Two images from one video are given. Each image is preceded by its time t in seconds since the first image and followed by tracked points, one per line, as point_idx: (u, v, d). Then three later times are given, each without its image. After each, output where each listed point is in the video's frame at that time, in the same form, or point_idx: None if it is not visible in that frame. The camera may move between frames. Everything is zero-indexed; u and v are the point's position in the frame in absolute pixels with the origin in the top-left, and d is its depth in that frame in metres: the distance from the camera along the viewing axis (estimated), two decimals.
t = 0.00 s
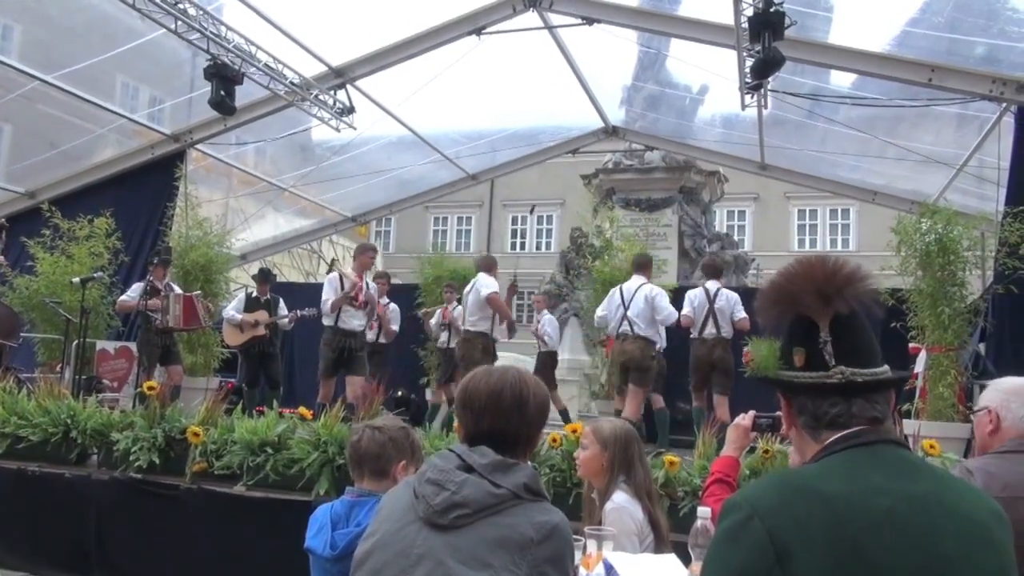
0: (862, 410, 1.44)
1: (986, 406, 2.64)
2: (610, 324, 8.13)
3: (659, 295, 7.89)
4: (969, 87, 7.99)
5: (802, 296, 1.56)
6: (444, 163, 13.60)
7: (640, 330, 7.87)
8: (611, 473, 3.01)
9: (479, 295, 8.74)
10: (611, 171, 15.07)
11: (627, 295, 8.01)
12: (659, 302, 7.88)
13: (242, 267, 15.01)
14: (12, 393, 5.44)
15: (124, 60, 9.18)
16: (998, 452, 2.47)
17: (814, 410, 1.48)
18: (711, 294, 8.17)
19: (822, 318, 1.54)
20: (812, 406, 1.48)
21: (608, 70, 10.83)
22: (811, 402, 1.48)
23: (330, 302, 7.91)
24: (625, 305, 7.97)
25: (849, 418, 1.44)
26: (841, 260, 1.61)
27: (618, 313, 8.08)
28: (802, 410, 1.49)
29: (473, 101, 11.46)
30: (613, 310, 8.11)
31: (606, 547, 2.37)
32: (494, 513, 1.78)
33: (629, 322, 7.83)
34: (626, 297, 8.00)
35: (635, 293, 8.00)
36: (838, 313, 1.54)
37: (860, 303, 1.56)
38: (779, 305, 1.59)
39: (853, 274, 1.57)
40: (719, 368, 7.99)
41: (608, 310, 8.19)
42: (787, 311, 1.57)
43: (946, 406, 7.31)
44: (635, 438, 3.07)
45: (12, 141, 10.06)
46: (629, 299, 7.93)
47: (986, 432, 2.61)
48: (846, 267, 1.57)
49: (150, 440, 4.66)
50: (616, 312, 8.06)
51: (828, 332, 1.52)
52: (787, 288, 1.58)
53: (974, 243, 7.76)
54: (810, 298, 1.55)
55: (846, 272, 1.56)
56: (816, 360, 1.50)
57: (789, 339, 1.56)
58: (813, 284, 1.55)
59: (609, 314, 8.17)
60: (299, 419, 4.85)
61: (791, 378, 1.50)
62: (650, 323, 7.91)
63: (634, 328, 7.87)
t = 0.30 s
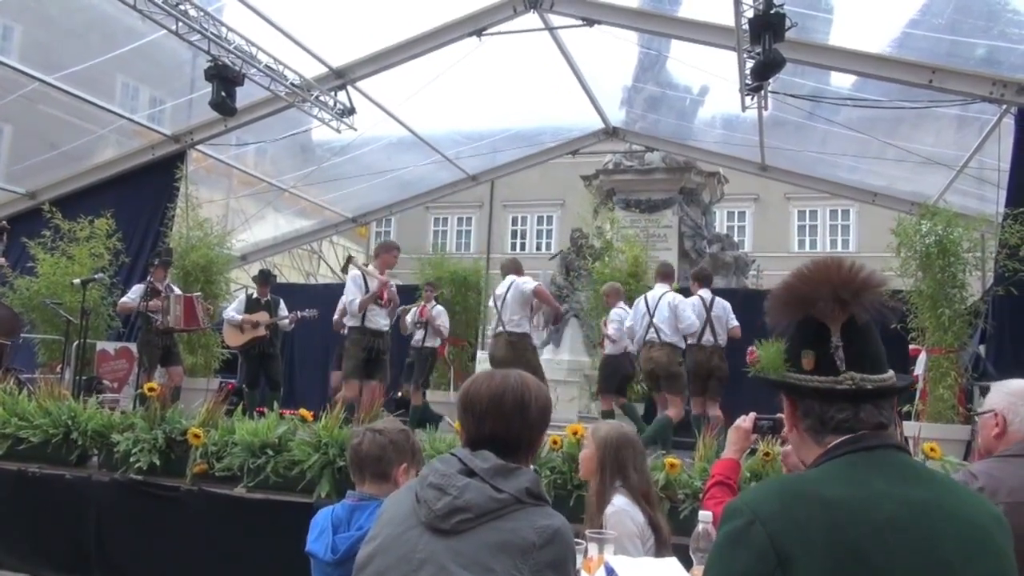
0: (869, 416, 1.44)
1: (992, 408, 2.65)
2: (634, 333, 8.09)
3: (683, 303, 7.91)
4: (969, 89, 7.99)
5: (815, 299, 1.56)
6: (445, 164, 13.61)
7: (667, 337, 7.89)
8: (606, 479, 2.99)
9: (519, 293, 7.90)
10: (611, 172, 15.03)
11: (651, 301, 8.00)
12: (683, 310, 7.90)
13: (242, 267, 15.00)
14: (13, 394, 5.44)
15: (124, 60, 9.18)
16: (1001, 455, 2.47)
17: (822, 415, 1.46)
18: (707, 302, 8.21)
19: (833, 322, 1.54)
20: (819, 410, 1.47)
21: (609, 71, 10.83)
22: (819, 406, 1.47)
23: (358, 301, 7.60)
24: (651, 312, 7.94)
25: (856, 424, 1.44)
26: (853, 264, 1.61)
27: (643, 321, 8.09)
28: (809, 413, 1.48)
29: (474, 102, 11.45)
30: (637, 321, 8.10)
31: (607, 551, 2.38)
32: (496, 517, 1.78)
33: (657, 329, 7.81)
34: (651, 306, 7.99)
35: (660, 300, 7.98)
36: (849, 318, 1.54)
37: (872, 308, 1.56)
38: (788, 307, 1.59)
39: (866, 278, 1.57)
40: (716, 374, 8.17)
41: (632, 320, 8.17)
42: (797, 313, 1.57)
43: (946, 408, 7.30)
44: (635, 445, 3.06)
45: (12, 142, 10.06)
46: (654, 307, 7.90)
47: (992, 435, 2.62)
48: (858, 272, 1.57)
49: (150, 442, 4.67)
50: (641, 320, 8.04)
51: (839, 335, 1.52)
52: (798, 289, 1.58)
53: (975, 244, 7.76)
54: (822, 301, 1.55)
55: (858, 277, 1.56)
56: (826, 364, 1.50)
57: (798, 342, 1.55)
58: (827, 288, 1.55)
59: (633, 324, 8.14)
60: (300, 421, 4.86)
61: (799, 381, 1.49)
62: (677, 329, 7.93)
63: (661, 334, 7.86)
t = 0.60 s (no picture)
0: (876, 421, 1.44)
1: (996, 412, 2.65)
2: (657, 340, 8.11)
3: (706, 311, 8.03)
4: (968, 91, 8.00)
5: (821, 302, 1.56)
6: (445, 167, 13.61)
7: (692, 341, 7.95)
8: (594, 483, 3.04)
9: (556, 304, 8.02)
10: (611, 174, 15.17)
11: (675, 308, 8.06)
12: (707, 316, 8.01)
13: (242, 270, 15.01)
14: (13, 398, 5.44)
15: (125, 63, 9.19)
16: (1006, 459, 2.47)
17: (828, 419, 1.46)
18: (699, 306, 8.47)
19: (842, 325, 1.54)
20: (826, 414, 1.47)
21: (608, 74, 10.85)
22: (825, 411, 1.47)
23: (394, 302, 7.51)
24: (674, 317, 7.98)
25: (862, 428, 1.44)
26: (863, 266, 1.61)
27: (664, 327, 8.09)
28: (814, 417, 1.48)
29: (475, 105, 11.45)
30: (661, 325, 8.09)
31: (609, 556, 2.38)
32: (498, 522, 1.78)
33: (683, 332, 7.85)
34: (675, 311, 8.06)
35: (683, 306, 8.06)
36: (858, 322, 1.54)
37: (879, 313, 1.56)
38: (797, 308, 1.59)
39: (874, 281, 1.56)
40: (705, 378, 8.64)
41: (655, 324, 8.17)
42: (806, 315, 1.57)
43: (947, 411, 7.29)
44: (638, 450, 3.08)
45: (12, 144, 10.07)
46: (680, 312, 7.97)
47: (997, 439, 2.62)
48: (868, 276, 1.57)
49: (151, 445, 4.67)
50: (663, 325, 8.07)
51: (847, 340, 1.52)
52: (808, 291, 1.57)
53: (975, 247, 7.76)
54: (834, 304, 1.54)
55: (869, 281, 1.56)
56: (833, 367, 1.50)
57: (804, 344, 1.55)
58: (834, 293, 1.55)
59: (655, 329, 8.15)
60: (301, 424, 4.86)
61: (806, 385, 1.48)
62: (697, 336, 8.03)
63: (687, 340, 7.90)
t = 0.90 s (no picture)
0: (876, 427, 1.44)
1: (999, 416, 2.65)
2: (680, 344, 8.20)
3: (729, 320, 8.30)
4: (968, 94, 8.01)
5: (820, 309, 1.56)
6: (445, 171, 13.62)
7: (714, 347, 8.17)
8: (594, 490, 3.05)
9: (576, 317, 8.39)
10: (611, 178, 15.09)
11: (701, 314, 8.22)
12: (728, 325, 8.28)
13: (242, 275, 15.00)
14: (14, 404, 5.45)
15: (125, 69, 9.20)
16: (1008, 464, 2.48)
17: (828, 425, 1.47)
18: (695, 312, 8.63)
19: (842, 332, 1.54)
20: (825, 421, 1.47)
21: (608, 78, 10.86)
22: (825, 417, 1.47)
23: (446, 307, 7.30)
24: (701, 324, 8.14)
25: (863, 434, 1.44)
26: (863, 272, 1.61)
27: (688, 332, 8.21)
28: (814, 423, 1.49)
29: (475, 108, 11.47)
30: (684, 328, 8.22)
31: (610, 562, 2.38)
32: (499, 529, 1.78)
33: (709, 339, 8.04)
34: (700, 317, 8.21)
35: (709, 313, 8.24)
36: (858, 328, 1.54)
37: (878, 319, 1.56)
38: (798, 313, 1.58)
39: (873, 288, 1.56)
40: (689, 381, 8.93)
41: (675, 328, 8.25)
42: (807, 321, 1.57)
43: (948, 414, 7.28)
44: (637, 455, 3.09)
45: (13, 150, 10.08)
46: (707, 319, 8.13)
47: (1000, 443, 2.62)
48: (869, 283, 1.57)
49: (152, 451, 4.67)
50: (688, 331, 8.19)
51: (847, 347, 1.52)
52: (808, 297, 1.57)
53: (975, 250, 7.76)
54: (835, 310, 1.54)
55: (868, 288, 1.56)
56: (833, 374, 1.50)
57: (804, 350, 1.55)
58: (833, 300, 1.55)
59: (677, 333, 8.23)
60: (302, 430, 4.86)
61: (806, 391, 1.49)
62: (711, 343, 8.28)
63: (711, 347, 8.11)
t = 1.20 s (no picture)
0: (875, 438, 1.44)
1: (1001, 425, 2.64)
2: (687, 358, 8.21)
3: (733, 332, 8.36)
4: (966, 102, 8.03)
5: (819, 322, 1.55)
6: (444, 181, 13.65)
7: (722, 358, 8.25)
8: (594, 502, 3.05)
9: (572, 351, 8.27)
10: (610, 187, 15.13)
11: (707, 327, 8.22)
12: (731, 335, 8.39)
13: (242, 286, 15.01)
14: (14, 417, 5.44)
15: (125, 81, 9.22)
16: (1009, 473, 2.47)
17: (826, 437, 1.47)
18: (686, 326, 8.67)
19: (841, 344, 1.54)
20: (824, 432, 1.47)
21: (607, 88, 10.88)
22: (824, 429, 1.47)
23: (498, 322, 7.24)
24: (708, 336, 8.14)
25: (861, 445, 1.44)
26: (864, 284, 1.60)
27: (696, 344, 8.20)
28: (813, 435, 1.49)
29: (474, 118, 11.49)
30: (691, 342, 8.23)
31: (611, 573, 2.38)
32: (501, 543, 1.78)
33: (718, 351, 8.08)
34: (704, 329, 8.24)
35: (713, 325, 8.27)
36: (858, 341, 1.53)
37: (878, 332, 1.55)
38: (798, 324, 1.58)
39: (873, 301, 1.56)
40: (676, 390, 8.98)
41: (683, 342, 8.25)
42: (806, 333, 1.57)
43: (949, 422, 7.26)
44: (636, 467, 3.09)
45: (13, 163, 10.10)
46: (714, 331, 8.15)
47: (1002, 452, 2.61)
48: (869, 294, 1.57)
49: (152, 464, 4.67)
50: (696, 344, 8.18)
51: (846, 359, 1.52)
52: (808, 310, 1.57)
53: (974, 257, 7.76)
54: (833, 323, 1.54)
55: (869, 300, 1.55)
56: (831, 387, 1.50)
57: (804, 362, 1.55)
58: (833, 314, 1.54)
59: (686, 347, 8.23)
60: (302, 442, 4.87)
61: (805, 403, 1.49)
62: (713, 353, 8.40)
63: (719, 358, 8.12)
